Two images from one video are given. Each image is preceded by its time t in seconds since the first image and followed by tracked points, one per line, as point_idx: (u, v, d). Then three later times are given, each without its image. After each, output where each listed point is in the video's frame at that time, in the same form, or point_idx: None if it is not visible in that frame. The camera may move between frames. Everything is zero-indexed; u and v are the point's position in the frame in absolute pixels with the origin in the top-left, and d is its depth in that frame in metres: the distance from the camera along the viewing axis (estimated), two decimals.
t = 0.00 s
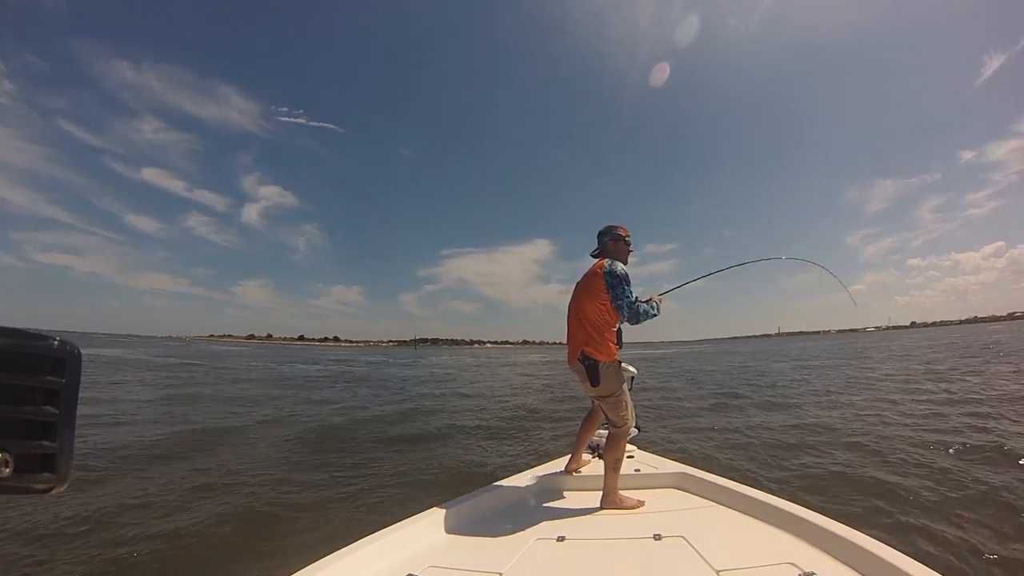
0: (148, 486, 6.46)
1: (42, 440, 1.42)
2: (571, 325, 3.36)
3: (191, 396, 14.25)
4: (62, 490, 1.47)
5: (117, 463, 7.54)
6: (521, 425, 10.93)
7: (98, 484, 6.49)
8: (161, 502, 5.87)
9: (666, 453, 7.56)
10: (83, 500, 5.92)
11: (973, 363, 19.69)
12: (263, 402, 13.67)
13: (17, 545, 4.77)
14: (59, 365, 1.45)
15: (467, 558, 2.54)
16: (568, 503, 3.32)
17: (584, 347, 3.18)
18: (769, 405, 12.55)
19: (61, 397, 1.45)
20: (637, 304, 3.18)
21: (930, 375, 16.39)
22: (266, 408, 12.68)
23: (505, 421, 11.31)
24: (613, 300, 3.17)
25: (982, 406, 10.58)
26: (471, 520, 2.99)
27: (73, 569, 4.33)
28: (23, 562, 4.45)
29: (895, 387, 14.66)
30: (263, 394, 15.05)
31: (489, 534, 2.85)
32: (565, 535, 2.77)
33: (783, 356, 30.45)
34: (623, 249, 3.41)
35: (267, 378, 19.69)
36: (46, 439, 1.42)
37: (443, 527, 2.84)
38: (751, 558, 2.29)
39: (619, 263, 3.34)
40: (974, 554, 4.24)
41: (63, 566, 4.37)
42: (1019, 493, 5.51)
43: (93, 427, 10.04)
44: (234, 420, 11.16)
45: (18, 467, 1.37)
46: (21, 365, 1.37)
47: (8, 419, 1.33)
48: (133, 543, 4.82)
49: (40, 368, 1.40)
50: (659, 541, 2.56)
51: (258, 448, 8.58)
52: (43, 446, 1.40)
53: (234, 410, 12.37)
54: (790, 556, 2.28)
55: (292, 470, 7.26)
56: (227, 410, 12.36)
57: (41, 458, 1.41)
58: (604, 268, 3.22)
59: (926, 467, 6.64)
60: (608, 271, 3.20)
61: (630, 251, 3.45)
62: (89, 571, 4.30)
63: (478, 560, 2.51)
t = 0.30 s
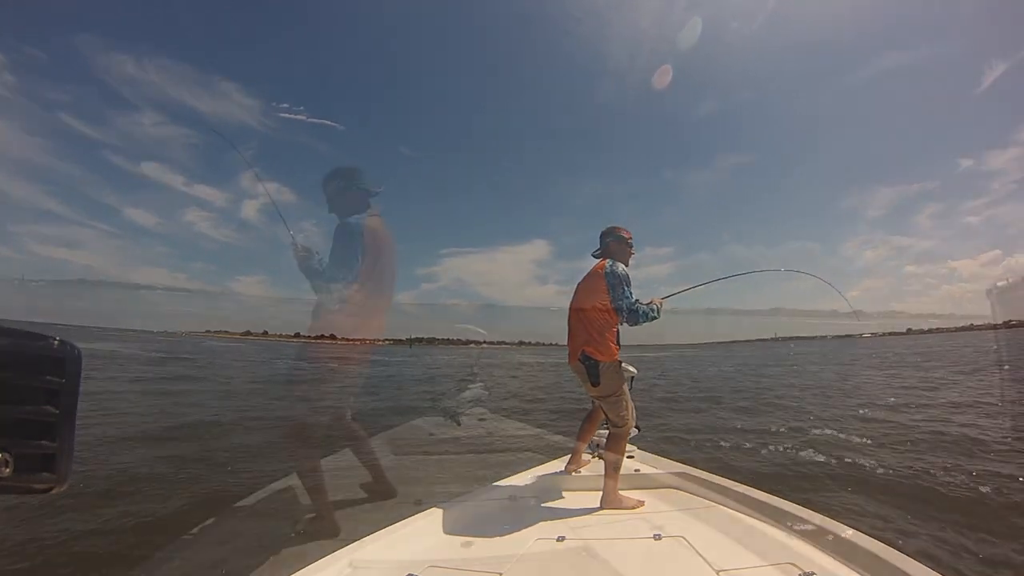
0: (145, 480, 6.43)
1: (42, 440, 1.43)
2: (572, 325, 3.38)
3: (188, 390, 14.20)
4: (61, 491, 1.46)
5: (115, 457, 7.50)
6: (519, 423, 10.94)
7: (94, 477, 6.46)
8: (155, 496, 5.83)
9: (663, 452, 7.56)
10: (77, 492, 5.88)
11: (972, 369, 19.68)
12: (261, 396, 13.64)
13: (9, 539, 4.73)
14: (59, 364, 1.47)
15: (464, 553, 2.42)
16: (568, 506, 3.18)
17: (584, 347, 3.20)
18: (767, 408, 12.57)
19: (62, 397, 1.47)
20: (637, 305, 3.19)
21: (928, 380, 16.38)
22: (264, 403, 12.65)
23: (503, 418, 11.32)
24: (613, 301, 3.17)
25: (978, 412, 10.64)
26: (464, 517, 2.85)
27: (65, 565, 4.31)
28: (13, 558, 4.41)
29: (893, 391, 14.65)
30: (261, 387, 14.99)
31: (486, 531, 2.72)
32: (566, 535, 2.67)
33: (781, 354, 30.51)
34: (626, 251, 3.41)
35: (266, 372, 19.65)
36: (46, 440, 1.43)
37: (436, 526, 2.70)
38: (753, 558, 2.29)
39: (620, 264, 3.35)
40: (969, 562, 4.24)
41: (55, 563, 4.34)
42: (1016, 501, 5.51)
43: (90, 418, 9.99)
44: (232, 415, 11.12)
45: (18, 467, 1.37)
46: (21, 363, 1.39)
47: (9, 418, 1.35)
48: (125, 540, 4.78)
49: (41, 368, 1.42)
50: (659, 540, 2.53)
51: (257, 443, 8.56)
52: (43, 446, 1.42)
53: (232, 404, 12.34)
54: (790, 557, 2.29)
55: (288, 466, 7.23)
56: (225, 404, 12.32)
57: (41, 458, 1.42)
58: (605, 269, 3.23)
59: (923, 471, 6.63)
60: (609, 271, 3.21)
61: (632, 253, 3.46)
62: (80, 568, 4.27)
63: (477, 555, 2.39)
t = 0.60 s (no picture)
0: (146, 476, 6.47)
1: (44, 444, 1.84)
2: (568, 327, 3.50)
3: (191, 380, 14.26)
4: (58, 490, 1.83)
5: (116, 450, 7.54)
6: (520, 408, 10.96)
7: (96, 474, 6.51)
8: (152, 497, 5.80)
9: (663, 448, 7.55)
10: (73, 491, 5.86)
11: (973, 362, 19.70)
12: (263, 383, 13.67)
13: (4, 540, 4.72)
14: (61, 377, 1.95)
15: (458, 552, 2.26)
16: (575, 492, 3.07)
17: (580, 349, 3.35)
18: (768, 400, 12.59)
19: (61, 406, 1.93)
20: (630, 304, 3.19)
21: (931, 373, 16.28)
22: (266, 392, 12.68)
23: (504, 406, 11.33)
24: (605, 303, 3.19)
25: (979, 408, 10.64)
26: (464, 507, 2.72)
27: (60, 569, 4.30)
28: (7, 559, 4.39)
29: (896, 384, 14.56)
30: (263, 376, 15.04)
31: (486, 521, 2.58)
32: (567, 533, 2.47)
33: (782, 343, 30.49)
34: (617, 250, 3.42)
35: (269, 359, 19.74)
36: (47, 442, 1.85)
37: (434, 520, 2.58)
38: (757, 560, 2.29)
39: (611, 263, 3.35)
40: (967, 564, 4.21)
41: (48, 567, 4.32)
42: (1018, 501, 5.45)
43: (93, 408, 10.05)
44: (233, 402, 11.15)
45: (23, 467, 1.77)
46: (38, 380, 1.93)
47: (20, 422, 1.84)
48: (120, 541, 4.76)
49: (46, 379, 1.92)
50: (658, 540, 2.51)
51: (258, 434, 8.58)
52: (43, 448, 1.82)
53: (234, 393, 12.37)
54: (790, 557, 2.28)
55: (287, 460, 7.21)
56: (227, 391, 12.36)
57: (42, 459, 1.80)
58: (596, 270, 3.23)
59: (925, 470, 6.58)
60: (600, 272, 3.21)
61: (624, 250, 3.45)
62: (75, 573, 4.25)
63: (471, 555, 2.23)
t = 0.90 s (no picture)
0: (149, 472, 6.54)
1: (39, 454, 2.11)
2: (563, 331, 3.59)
3: (195, 377, 14.37)
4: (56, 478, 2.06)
5: (120, 447, 7.61)
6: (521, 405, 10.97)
7: (100, 470, 6.58)
8: (152, 495, 5.80)
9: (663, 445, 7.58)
10: (73, 490, 5.86)
11: (978, 359, 19.57)
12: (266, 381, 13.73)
13: (4, 537, 4.73)
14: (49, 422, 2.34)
15: (458, 551, 2.24)
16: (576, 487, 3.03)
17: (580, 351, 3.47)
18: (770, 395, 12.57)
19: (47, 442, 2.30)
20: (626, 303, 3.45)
21: (934, 372, 16.19)
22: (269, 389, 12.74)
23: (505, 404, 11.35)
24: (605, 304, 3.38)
25: (982, 407, 10.58)
26: (464, 508, 2.70)
27: (58, 568, 4.29)
28: (6, 558, 4.39)
29: (899, 381, 14.48)
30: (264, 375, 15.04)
31: (486, 521, 2.55)
32: (566, 530, 2.43)
33: (783, 340, 30.40)
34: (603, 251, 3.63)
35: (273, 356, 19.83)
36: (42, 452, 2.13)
37: (434, 520, 2.56)
38: (756, 560, 2.19)
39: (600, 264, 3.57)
40: (969, 566, 4.17)
41: (47, 565, 4.32)
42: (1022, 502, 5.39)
43: (98, 406, 10.14)
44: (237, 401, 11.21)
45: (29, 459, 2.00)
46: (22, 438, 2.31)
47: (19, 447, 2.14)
48: (119, 540, 4.76)
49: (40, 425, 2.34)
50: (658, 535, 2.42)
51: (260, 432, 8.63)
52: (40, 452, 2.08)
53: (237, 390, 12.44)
54: (791, 553, 2.14)
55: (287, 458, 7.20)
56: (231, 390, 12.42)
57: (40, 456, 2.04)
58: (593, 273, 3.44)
59: (926, 470, 6.54)
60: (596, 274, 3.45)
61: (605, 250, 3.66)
62: (73, 572, 4.25)
63: (470, 555, 2.21)
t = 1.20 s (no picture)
0: (148, 471, 6.53)
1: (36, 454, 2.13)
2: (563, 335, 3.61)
3: (195, 376, 14.34)
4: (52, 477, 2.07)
5: (119, 446, 7.60)
6: (521, 408, 10.96)
7: (98, 469, 6.57)
8: (150, 495, 5.78)
9: (662, 448, 7.58)
10: (71, 490, 5.85)
11: (978, 364, 19.57)
12: (266, 382, 13.69)
13: (1, 536, 4.71)
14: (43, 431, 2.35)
15: (459, 551, 2.24)
16: (576, 486, 3.03)
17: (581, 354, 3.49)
18: (770, 398, 12.56)
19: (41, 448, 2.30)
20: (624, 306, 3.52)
21: (934, 377, 16.17)
22: (269, 389, 12.71)
23: (505, 405, 11.34)
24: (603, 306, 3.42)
25: (982, 412, 10.59)
26: (464, 507, 2.71)
27: (56, 569, 4.27)
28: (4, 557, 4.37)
29: (899, 386, 14.45)
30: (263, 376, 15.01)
31: (486, 521, 2.55)
32: (566, 531, 2.42)
33: (784, 344, 30.37)
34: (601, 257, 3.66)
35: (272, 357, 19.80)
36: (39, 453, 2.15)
37: (435, 520, 2.56)
38: (757, 560, 2.19)
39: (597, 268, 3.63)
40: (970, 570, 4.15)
41: (44, 565, 4.30)
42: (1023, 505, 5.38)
43: (97, 406, 10.13)
44: (235, 401, 11.18)
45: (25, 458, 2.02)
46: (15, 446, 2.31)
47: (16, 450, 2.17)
48: (117, 540, 4.74)
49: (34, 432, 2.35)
50: (658, 534, 2.42)
51: (259, 432, 8.61)
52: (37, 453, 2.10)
53: (236, 390, 12.42)
54: (786, 551, 2.14)
55: (286, 458, 7.18)
56: (230, 390, 12.40)
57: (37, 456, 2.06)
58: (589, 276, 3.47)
59: (927, 473, 6.52)
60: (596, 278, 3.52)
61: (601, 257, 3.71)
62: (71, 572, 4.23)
63: (471, 554, 2.21)
